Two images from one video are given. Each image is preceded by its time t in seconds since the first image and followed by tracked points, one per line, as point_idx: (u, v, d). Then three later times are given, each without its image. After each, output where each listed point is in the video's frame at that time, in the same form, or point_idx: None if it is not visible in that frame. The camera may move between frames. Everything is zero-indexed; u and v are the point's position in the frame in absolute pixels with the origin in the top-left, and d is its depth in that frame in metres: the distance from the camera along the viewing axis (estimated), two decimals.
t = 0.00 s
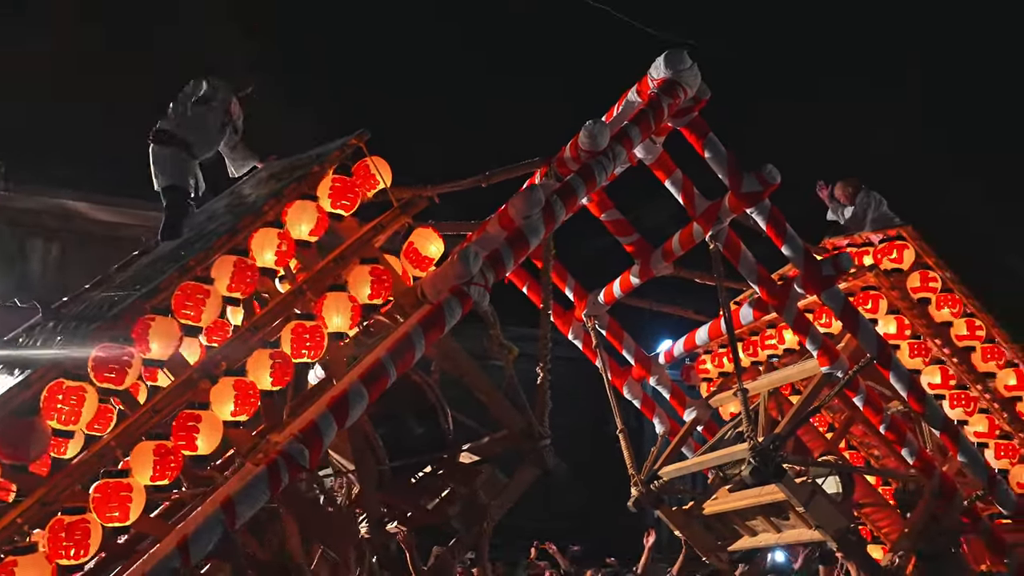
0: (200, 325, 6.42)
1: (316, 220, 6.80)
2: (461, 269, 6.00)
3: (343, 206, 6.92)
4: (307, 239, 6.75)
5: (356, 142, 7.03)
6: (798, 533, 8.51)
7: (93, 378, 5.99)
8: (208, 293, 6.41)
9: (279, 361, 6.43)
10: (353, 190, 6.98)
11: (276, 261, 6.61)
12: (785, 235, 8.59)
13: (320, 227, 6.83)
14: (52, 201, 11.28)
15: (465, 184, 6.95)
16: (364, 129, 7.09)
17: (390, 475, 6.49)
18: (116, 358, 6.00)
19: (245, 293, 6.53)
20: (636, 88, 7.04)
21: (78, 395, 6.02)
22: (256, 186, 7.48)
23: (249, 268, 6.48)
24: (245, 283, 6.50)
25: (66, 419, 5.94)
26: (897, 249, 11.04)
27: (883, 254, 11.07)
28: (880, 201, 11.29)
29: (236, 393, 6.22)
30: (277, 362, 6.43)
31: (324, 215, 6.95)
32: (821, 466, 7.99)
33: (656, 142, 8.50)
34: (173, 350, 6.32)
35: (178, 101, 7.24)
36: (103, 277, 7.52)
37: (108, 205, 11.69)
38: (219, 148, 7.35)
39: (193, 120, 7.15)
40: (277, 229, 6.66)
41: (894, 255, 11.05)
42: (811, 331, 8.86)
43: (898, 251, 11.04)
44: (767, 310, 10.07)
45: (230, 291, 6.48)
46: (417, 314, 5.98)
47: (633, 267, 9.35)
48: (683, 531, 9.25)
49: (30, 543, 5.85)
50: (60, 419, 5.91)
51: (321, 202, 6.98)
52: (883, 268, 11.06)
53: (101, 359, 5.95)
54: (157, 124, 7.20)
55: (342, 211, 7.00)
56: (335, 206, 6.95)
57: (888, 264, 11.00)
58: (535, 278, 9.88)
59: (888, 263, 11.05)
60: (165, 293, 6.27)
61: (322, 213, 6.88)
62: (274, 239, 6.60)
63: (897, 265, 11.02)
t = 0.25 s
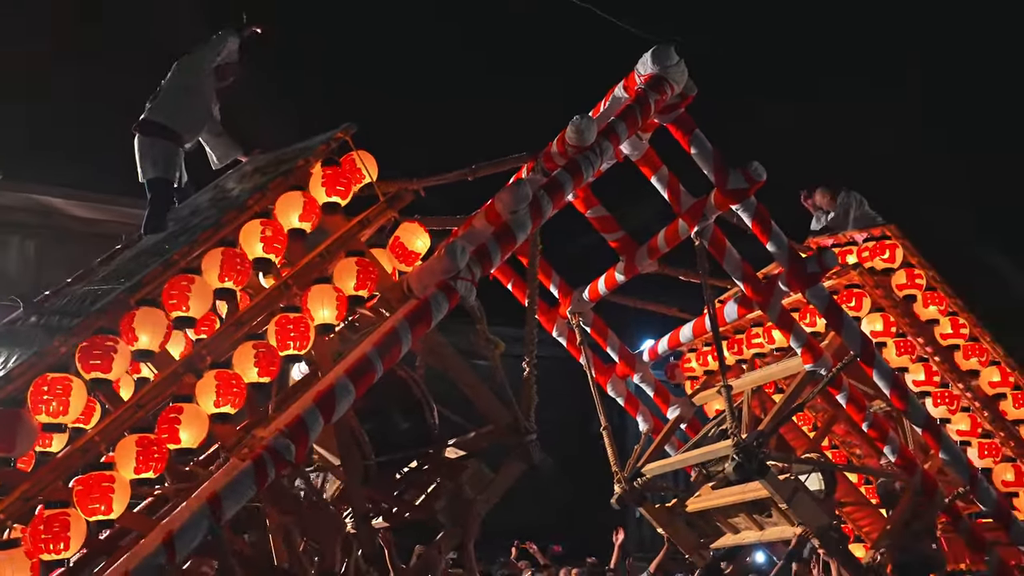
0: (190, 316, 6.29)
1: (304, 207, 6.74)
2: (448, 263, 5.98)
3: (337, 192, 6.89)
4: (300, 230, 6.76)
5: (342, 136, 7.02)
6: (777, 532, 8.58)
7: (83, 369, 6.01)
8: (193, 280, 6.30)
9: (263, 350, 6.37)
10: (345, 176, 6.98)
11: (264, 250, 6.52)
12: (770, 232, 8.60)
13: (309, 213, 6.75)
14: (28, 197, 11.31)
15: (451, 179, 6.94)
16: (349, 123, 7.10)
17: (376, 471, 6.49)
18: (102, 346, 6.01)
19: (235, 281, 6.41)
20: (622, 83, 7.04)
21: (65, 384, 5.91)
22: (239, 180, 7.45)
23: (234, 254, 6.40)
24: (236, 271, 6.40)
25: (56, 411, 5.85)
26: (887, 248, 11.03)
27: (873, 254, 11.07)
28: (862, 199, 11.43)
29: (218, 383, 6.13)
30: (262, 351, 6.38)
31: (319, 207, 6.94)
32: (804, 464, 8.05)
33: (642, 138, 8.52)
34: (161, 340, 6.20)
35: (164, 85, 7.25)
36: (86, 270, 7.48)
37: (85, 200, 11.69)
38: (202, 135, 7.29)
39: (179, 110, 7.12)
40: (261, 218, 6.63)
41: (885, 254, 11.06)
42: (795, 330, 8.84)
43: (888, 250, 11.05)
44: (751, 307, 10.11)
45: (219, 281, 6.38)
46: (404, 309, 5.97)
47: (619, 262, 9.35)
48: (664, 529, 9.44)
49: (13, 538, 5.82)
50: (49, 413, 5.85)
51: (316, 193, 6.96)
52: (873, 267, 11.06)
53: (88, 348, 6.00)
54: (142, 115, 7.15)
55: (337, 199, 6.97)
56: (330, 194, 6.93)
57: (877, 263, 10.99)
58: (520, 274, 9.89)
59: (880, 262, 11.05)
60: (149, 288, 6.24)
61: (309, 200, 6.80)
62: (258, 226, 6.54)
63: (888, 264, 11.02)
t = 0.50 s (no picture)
0: (183, 308, 6.30)
1: (292, 198, 6.76)
2: (440, 259, 6.00)
3: (328, 182, 6.94)
4: (293, 222, 6.75)
5: (334, 133, 6.99)
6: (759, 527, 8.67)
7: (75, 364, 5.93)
8: (182, 271, 6.33)
9: (258, 345, 6.40)
10: (337, 167, 7.03)
11: (254, 241, 6.56)
12: (756, 228, 8.64)
13: (297, 202, 6.75)
14: (15, 196, 11.15)
15: (441, 175, 6.96)
16: (341, 119, 7.09)
17: (367, 467, 6.51)
18: (94, 339, 5.96)
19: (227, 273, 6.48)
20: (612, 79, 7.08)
21: (58, 377, 5.86)
22: (229, 176, 7.45)
23: (223, 247, 6.50)
24: (227, 262, 6.48)
25: (50, 405, 5.79)
26: (877, 247, 11.34)
27: (863, 252, 11.39)
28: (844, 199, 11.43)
29: (212, 379, 6.22)
30: (257, 346, 6.40)
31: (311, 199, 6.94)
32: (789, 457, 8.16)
33: (630, 133, 8.57)
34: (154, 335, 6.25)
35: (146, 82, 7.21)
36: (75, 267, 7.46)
37: (70, 198, 11.54)
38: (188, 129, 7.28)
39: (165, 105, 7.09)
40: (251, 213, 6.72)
41: (875, 253, 11.37)
42: (780, 326, 8.90)
43: (878, 249, 11.36)
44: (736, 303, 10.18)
45: (211, 273, 6.45)
46: (396, 305, 5.99)
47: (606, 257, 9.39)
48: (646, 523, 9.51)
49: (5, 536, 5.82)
50: (43, 407, 5.77)
51: (307, 184, 7.01)
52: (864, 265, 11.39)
53: (80, 342, 5.93)
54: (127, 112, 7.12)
55: (330, 189, 7.01)
56: (322, 184, 6.96)
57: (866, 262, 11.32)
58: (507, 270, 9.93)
59: (870, 261, 11.37)
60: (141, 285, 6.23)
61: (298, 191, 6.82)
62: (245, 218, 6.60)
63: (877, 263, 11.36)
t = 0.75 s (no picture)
0: (169, 313, 6.12)
1: (273, 204, 6.74)
2: (420, 259, 6.00)
3: (311, 190, 6.94)
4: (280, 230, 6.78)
5: (313, 131, 7.02)
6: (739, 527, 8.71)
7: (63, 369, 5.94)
8: (166, 276, 6.14)
9: (235, 346, 6.36)
10: (319, 173, 7.03)
11: (239, 246, 6.48)
12: (736, 229, 8.68)
13: (280, 207, 6.73)
14: None
15: (422, 174, 6.96)
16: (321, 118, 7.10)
17: (347, 466, 6.49)
18: (82, 345, 5.93)
19: (213, 276, 6.34)
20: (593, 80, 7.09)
21: (42, 378, 5.97)
22: (208, 175, 7.41)
23: (206, 249, 6.33)
24: (212, 266, 6.32)
25: (37, 407, 5.92)
26: (857, 248, 11.37)
27: (843, 253, 11.41)
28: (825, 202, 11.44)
29: (191, 381, 6.17)
30: (234, 347, 6.36)
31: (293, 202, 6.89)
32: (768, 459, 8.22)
33: (611, 133, 8.59)
34: (142, 336, 6.12)
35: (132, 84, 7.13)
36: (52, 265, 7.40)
37: (44, 195, 11.25)
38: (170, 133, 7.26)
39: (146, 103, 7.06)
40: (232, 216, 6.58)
41: (855, 254, 11.40)
42: (759, 327, 8.94)
43: (858, 250, 11.38)
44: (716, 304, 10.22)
45: (196, 277, 6.30)
46: (376, 304, 5.98)
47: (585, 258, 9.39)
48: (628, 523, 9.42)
49: None
50: (31, 409, 5.93)
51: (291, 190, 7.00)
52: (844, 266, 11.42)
53: (67, 348, 5.92)
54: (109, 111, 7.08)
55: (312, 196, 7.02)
56: (305, 192, 6.97)
57: (845, 263, 11.35)
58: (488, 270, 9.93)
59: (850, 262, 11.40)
60: (119, 283, 6.19)
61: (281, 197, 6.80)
62: (229, 223, 6.51)
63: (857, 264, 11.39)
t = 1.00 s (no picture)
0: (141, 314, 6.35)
1: (242, 208, 6.77)
2: (400, 258, 5.98)
3: (283, 193, 6.95)
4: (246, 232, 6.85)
5: (293, 129, 6.97)
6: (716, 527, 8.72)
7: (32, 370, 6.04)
8: (143, 280, 6.31)
9: (213, 346, 6.37)
10: (290, 180, 7.03)
11: (208, 249, 6.60)
12: (715, 230, 8.71)
13: (246, 215, 6.76)
14: None
15: (402, 173, 6.94)
16: (301, 115, 7.06)
17: (325, 465, 6.48)
18: (55, 349, 6.08)
19: (181, 280, 6.48)
20: (573, 80, 7.10)
21: (15, 382, 5.93)
22: (185, 173, 7.35)
23: (177, 253, 6.45)
24: (181, 269, 6.46)
25: (9, 409, 5.90)
26: (828, 249, 11.34)
27: (814, 254, 11.37)
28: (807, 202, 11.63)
29: (167, 381, 6.17)
30: (211, 348, 6.37)
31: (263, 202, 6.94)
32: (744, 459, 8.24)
33: (592, 133, 8.58)
34: (110, 336, 6.23)
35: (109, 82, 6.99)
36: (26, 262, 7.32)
37: (21, 191, 11.21)
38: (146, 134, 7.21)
39: (123, 103, 7.00)
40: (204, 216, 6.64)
41: (825, 255, 11.36)
42: (738, 327, 9.00)
43: (828, 252, 11.36)
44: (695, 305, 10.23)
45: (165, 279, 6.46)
46: (355, 303, 5.96)
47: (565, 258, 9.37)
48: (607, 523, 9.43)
49: None
50: (2, 411, 5.89)
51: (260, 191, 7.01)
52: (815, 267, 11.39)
53: (41, 350, 6.02)
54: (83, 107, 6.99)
55: (283, 199, 7.03)
56: (276, 194, 6.98)
57: (817, 263, 11.32)
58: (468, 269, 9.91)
59: (820, 263, 11.38)
60: (95, 280, 6.12)
61: (252, 195, 6.83)
62: (200, 226, 6.57)
63: (828, 265, 11.39)
